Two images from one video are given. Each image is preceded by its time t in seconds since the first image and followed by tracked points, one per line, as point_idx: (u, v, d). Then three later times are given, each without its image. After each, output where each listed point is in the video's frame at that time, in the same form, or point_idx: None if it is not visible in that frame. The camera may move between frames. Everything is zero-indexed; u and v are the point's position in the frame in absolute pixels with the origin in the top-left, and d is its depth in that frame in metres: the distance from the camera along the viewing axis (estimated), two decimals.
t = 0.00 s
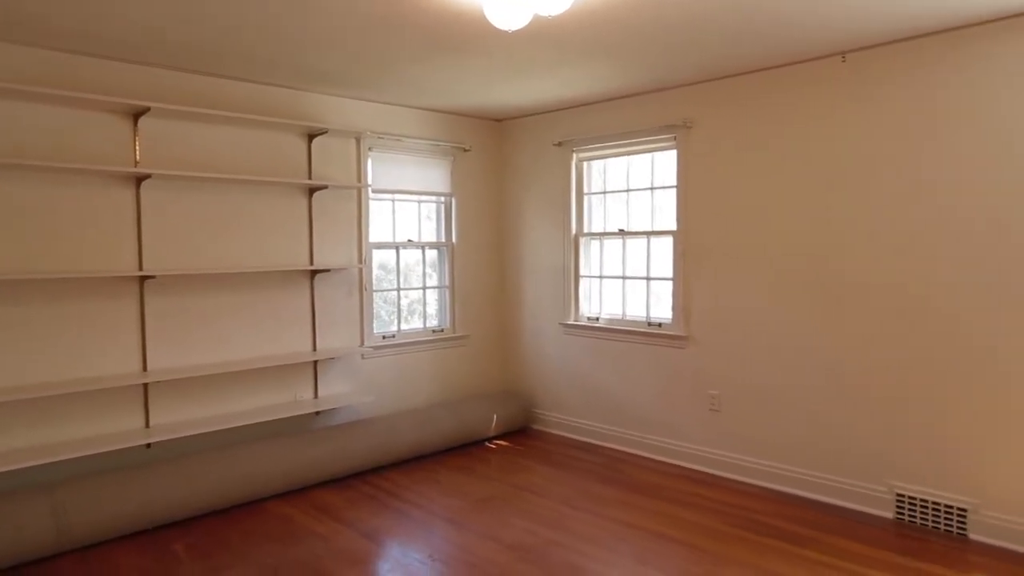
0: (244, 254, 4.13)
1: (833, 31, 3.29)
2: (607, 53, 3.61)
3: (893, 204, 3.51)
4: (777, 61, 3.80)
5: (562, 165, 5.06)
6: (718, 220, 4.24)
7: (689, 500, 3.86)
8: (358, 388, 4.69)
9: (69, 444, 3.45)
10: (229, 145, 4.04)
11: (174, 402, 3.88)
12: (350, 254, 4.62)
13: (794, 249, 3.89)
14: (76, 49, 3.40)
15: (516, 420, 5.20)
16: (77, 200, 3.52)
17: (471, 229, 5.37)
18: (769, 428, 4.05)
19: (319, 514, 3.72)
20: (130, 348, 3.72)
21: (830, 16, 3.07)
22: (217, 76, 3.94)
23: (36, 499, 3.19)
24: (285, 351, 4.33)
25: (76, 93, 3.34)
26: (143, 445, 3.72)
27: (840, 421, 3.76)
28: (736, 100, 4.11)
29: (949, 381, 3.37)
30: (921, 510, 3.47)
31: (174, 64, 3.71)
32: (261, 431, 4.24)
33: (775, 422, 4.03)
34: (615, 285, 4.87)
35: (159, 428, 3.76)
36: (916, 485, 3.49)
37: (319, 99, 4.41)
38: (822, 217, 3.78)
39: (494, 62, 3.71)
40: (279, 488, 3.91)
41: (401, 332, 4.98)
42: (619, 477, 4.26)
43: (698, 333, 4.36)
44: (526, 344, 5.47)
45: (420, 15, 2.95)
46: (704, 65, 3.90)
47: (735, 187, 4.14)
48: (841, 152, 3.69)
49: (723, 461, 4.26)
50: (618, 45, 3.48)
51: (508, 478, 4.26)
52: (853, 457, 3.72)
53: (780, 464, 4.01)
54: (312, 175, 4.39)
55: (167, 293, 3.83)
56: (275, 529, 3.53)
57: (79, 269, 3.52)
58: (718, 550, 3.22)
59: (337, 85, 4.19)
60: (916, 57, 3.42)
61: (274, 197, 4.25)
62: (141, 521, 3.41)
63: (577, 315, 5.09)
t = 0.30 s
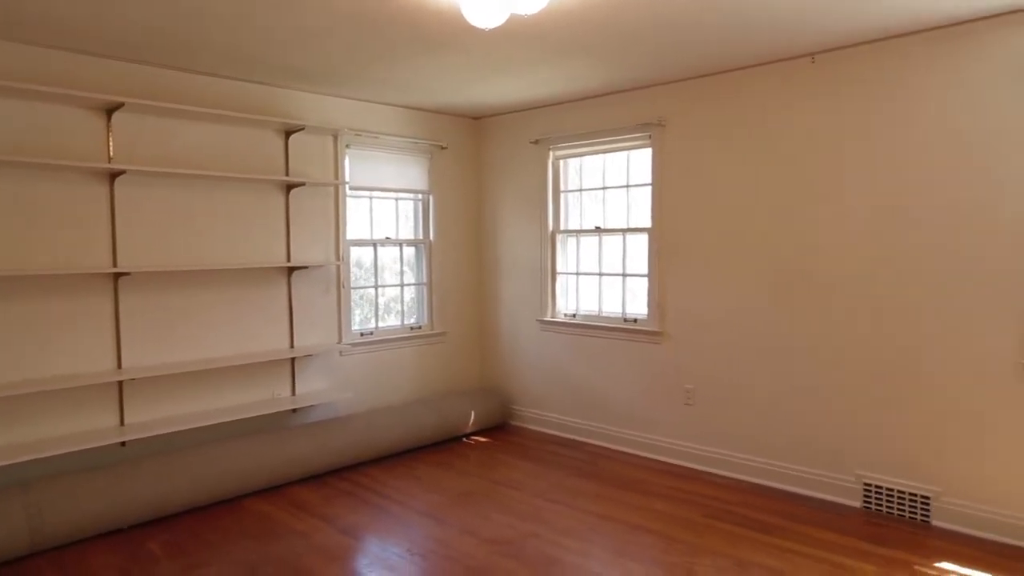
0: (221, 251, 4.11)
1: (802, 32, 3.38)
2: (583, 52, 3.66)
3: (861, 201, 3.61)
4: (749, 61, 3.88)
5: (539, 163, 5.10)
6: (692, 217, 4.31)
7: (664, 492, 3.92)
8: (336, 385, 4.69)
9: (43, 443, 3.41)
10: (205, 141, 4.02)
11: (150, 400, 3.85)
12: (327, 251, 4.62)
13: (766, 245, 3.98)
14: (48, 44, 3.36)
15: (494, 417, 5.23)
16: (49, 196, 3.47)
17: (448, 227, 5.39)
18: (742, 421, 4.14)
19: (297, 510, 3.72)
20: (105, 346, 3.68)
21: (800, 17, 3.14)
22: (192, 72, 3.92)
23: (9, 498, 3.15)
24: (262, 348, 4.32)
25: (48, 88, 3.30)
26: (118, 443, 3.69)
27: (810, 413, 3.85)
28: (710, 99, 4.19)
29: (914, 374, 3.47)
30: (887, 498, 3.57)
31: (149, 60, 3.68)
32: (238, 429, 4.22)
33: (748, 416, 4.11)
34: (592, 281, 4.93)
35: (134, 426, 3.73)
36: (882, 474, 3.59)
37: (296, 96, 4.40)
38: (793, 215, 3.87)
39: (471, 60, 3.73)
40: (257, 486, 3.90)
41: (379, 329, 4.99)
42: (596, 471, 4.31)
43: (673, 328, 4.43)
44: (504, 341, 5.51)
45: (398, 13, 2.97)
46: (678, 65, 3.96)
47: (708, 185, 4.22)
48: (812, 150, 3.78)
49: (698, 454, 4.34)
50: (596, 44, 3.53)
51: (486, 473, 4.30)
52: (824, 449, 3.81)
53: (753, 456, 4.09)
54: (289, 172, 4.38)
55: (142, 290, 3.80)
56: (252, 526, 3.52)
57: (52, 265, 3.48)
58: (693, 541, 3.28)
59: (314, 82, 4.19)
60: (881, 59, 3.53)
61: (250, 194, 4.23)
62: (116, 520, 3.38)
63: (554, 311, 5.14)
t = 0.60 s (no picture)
0: (198, 252, 4.09)
1: (773, 37, 3.46)
2: (559, 55, 3.71)
3: (830, 202, 3.70)
4: (722, 65, 3.96)
5: (517, 164, 5.15)
6: (667, 218, 4.38)
7: (640, 489, 3.99)
8: (315, 386, 4.69)
9: (17, 446, 3.38)
10: (182, 142, 4.00)
11: (125, 402, 3.82)
12: (305, 253, 4.62)
13: (740, 246, 4.06)
14: (21, 43, 3.33)
15: (473, 417, 5.26)
16: (22, 196, 3.44)
17: (427, 228, 5.41)
18: (716, 418, 4.21)
19: (276, 511, 3.72)
20: (80, 348, 3.65)
21: (770, 22, 3.22)
22: (169, 73, 3.90)
23: None
24: (240, 350, 4.31)
25: (21, 87, 3.27)
26: (94, 446, 3.66)
27: (782, 410, 3.94)
28: (684, 102, 4.26)
29: (882, 370, 3.57)
30: (856, 492, 3.66)
31: (124, 60, 3.66)
32: (216, 431, 4.21)
33: (722, 413, 4.19)
34: (569, 282, 4.98)
35: (110, 428, 3.70)
36: (852, 469, 3.68)
37: (273, 97, 4.40)
38: (765, 215, 3.95)
39: (449, 62, 3.76)
40: (235, 487, 3.89)
41: (358, 330, 4.99)
42: (574, 469, 4.36)
43: (649, 327, 4.50)
44: (483, 341, 5.54)
45: (375, 15, 3.00)
46: (653, 68, 4.03)
47: (683, 186, 4.29)
48: (783, 152, 3.86)
49: (674, 451, 4.40)
50: (573, 47, 3.59)
51: (465, 472, 4.32)
52: (796, 445, 3.89)
53: (727, 453, 4.17)
54: (267, 173, 4.37)
55: (117, 291, 3.78)
56: (231, 527, 3.52)
57: (25, 266, 3.45)
58: (668, 535, 3.34)
59: (292, 83, 4.19)
60: (849, 64, 3.62)
61: (228, 195, 4.22)
62: (92, 523, 3.36)
63: (532, 312, 5.18)
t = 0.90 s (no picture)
0: (176, 256, 4.08)
1: (745, 46, 3.54)
2: (537, 62, 3.76)
3: (802, 208, 3.80)
4: (696, 73, 4.05)
5: (495, 169, 5.20)
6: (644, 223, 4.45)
7: (618, 490, 4.04)
8: (294, 391, 4.69)
9: None
10: (160, 146, 3.99)
11: (102, 407, 3.80)
12: (284, 257, 4.62)
13: (714, 250, 4.14)
14: None
15: (452, 420, 5.29)
16: None
17: (406, 232, 5.44)
18: (692, 419, 4.28)
19: (255, 516, 3.71)
20: (55, 353, 3.62)
21: (742, 32, 3.31)
22: (147, 77, 3.89)
23: None
24: (219, 354, 4.30)
25: None
26: (69, 452, 3.63)
27: (756, 410, 4.02)
28: (660, 109, 4.34)
29: (851, 371, 3.67)
30: (827, 491, 3.75)
31: (101, 64, 3.65)
32: (194, 436, 4.19)
33: (697, 415, 4.26)
34: (548, 286, 5.03)
35: (86, 434, 3.68)
36: (822, 468, 3.77)
37: (252, 102, 4.40)
38: (738, 221, 4.04)
39: (427, 68, 3.80)
40: (213, 492, 3.88)
41: (337, 335, 5.00)
42: (552, 471, 4.41)
43: (626, 331, 4.57)
44: (462, 345, 5.57)
45: (355, 21, 3.03)
46: (630, 76, 4.11)
47: (659, 192, 4.37)
48: (755, 158, 3.95)
49: (650, 452, 4.47)
50: (550, 55, 3.64)
51: (444, 476, 4.35)
52: (770, 445, 3.97)
53: (702, 454, 4.24)
54: (246, 178, 4.38)
55: (94, 296, 3.75)
56: (210, 533, 3.51)
57: None
58: (644, 535, 3.40)
59: (271, 88, 4.20)
60: (818, 73, 3.72)
61: (206, 199, 4.22)
62: (68, 530, 3.33)
63: (511, 315, 5.23)
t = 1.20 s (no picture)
0: (155, 262, 4.07)
1: (719, 57, 3.63)
2: (516, 71, 3.82)
3: (775, 214, 3.89)
4: (672, 82, 4.13)
5: (476, 176, 5.24)
6: (621, 229, 4.53)
7: (596, 492, 4.09)
8: (274, 397, 4.69)
9: None
10: (139, 151, 3.98)
11: (80, 414, 3.77)
12: (265, 263, 4.63)
13: (690, 256, 4.22)
14: None
15: (433, 425, 5.31)
16: None
17: (386, 238, 5.47)
18: (669, 422, 4.35)
19: (235, 522, 3.71)
20: (32, 360, 3.60)
21: (716, 43, 3.39)
22: (126, 82, 3.89)
23: None
24: (199, 360, 4.29)
25: None
26: (46, 459, 3.60)
27: (731, 413, 4.10)
28: (637, 117, 4.42)
29: (823, 374, 3.76)
30: (800, 491, 3.84)
31: (80, 69, 3.64)
32: (172, 443, 4.17)
33: (675, 417, 4.33)
34: (528, 291, 5.09)
35: (63, 442, 3.65)
36: (796, 468, 3.86)
37: (233, 108, 4.41)
38: (714, 227, 4.12)
39: (408, 75, 3.84)
40: (193, 499, 3.86)
41: (318, 340, 5.01)
42: (532, 474, 4.45)
43: (604, 335, 4.63)
44: (443, 350, 5.60)
45: (336, 28, 3.06)
46: (608, 84, 4.18)
47: (637, 198, 4.44)
48: (730, 166, 4.04)
49: (628, 455, 4.53)
50: (529, 64, 3.70)
51: (425, 480, 4.37)
52: (745, 447, 4.05)
53: (679, 456, 4.31)
54: (226, 183, 4.38)
55: (71, 302, 3.73)
56: (189, 539, 3.50)
57: None
58: (622, 535, 3.46)
59: (251, 95, 4.22)
60: (789, 84, 3.83)
61: (187, 205, 4.21)
62: (45, 537, 3.31)
63: (491, 320, 5.27)
